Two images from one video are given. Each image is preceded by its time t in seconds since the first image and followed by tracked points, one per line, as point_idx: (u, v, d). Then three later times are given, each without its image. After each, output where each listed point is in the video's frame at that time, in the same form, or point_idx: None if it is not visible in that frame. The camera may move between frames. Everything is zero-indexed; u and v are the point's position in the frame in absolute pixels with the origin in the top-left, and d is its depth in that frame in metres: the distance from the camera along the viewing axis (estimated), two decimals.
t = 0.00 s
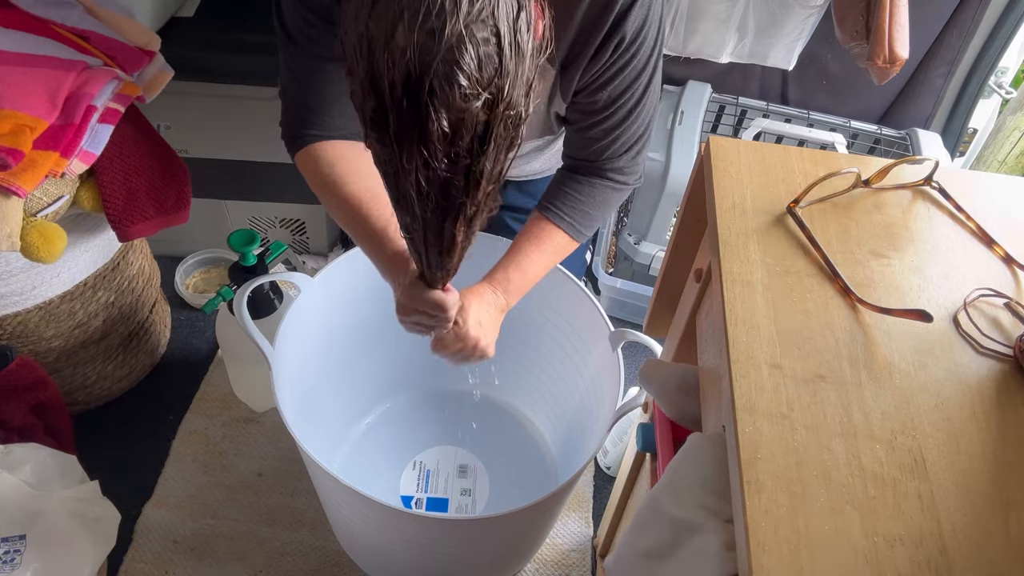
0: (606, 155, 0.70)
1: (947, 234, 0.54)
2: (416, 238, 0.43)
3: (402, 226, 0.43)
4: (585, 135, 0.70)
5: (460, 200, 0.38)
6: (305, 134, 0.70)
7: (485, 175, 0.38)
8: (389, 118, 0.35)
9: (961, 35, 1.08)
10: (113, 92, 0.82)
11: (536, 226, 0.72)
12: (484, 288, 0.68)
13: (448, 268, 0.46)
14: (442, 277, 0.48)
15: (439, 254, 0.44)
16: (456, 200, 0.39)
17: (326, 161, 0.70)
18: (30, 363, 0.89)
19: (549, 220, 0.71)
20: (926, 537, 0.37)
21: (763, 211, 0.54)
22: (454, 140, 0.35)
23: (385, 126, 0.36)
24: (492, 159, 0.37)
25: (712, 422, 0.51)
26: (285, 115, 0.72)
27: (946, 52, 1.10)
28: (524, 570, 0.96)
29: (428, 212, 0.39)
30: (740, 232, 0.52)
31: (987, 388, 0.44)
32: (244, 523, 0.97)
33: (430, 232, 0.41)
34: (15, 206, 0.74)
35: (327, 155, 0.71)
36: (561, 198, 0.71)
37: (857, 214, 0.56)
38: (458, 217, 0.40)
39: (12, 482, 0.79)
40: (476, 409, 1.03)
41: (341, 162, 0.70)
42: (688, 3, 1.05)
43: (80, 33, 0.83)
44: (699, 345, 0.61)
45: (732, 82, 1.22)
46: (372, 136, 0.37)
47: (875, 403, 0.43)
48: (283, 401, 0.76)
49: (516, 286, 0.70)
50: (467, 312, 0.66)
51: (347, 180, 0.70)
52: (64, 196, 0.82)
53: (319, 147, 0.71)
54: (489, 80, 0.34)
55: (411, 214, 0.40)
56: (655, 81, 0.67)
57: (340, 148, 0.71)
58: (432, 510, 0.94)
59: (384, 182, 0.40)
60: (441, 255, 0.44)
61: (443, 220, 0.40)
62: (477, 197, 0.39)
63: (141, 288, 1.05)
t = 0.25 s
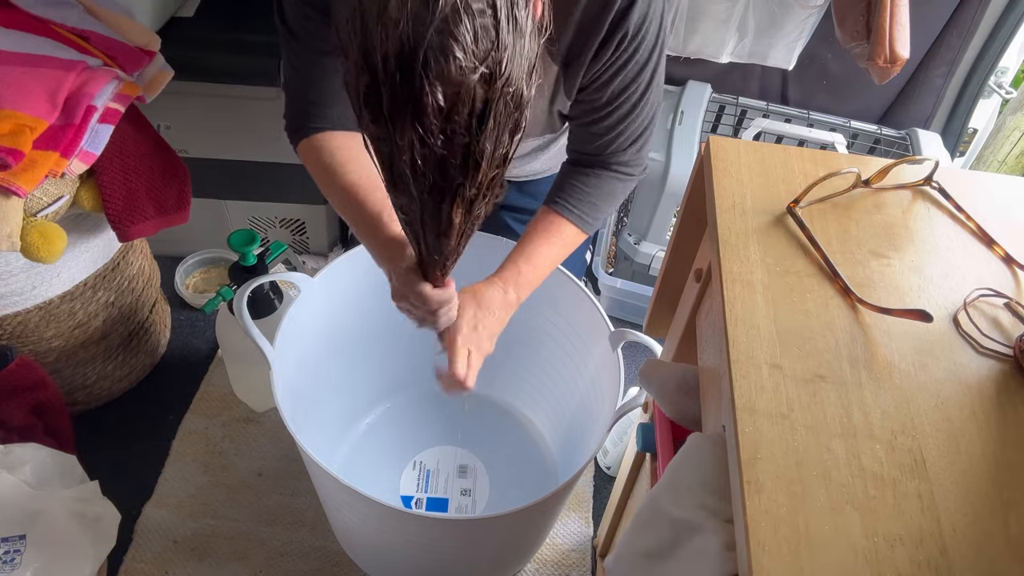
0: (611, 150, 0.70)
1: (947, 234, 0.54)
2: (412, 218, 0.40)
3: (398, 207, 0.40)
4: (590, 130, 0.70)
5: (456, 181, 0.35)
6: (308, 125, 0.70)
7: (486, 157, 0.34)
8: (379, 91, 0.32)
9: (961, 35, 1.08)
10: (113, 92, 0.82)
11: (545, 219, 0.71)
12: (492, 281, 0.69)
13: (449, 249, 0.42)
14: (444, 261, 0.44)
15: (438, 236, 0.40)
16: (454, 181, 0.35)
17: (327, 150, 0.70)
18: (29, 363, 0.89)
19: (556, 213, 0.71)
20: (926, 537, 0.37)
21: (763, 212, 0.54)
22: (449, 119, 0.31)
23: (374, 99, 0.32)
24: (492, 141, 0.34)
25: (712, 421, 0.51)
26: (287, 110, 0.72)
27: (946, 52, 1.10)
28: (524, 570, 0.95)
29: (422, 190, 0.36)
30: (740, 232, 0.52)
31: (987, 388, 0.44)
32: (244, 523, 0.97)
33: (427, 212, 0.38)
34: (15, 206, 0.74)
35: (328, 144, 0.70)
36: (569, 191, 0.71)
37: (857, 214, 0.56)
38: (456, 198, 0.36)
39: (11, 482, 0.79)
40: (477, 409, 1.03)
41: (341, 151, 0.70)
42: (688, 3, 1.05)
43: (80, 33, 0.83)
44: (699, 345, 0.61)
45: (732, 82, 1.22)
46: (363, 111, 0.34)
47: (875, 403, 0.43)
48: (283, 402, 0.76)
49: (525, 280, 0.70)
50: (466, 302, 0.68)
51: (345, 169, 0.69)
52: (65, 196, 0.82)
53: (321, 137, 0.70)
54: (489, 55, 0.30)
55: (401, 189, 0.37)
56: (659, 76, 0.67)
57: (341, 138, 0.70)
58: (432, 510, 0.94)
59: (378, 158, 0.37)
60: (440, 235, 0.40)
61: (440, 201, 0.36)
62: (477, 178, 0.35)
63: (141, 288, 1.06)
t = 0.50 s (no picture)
0: (627, 127, 0.73)
1: (947, 234, 0.54)
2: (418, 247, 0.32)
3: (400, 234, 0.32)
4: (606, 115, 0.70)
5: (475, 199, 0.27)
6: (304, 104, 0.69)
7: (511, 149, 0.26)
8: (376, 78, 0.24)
9: (961, 35, 1.08)
10: (113, 92, 0.81)
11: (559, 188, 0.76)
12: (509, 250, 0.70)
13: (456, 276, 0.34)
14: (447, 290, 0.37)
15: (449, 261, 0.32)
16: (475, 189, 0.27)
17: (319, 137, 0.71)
18: (28, 363, 0.90)
19: (573, 185, 0.77)
20: (926, 537, 0.37)
21: (763, 211, 0.54)
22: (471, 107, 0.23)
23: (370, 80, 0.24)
24: (518, 128, 0.25)
25: (712, 421, 0.51)
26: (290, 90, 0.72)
27: (946, 51, 1.10)
28: (524, 570, 0.95)
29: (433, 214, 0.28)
30: (740, 232, 0.52)
31: (987, 388, 0.44)
32: (244, 523, 0.97)
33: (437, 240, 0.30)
34: (14, 205, 0.74)
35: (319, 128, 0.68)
36: (584, 167, 0.76)
37: (857, 214, 0.56)
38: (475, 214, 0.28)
39: (11, 481, 0.79)
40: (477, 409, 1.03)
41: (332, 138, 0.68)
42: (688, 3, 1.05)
43: (80, 34, 0.83)
44: (699, 344, 0.61)
45: (732, 82, 1.22)
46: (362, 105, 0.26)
47: (875, 403, 0.43)
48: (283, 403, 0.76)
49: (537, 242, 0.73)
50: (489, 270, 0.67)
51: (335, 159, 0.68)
52: (64, 196, 0.82)
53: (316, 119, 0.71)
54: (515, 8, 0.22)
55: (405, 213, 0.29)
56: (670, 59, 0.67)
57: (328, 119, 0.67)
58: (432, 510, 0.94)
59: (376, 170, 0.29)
60: (447, 264, 0.33)
61: (455, 221, 0.28)
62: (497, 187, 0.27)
63: (141, 288, 1.06)
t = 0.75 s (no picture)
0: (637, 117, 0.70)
1: (947, 234, 0.54)
2: (499, 237, 0.37)
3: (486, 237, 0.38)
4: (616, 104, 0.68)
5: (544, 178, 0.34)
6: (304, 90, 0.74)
7: (559, 130, 0.34)
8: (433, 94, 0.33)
9: (961, 35, 1.07)
10: (113, 92, 0.81)
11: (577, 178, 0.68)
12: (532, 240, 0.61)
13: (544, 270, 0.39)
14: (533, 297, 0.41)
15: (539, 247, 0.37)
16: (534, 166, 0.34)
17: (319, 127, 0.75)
18: (29, 363, 0.90)
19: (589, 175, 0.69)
20: (926, 538, 0.37)
21: (763, 212, 0.54)
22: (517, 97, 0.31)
23: (430, 93, 0.33)
24: (562, 99, 0.33)
25: (712, 422, 0.51)
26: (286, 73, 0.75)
27: (946, 51, 1.10)
28: (524, 570, 0.95)
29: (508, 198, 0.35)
30: (740, 232, 0.52)
31: (987, 388, 0.44)
32: (244, 523, 0.97)
33: (511, 225, 0.36)
34: (15, 206, 0.74)
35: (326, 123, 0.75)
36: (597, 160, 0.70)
37: (857, 214, 0.56)
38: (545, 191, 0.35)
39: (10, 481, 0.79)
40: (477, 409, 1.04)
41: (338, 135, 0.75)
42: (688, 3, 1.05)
43: (81, 34, 0.83)
44: (699, 345, 0.61)
45: (732, 82, 1.22)
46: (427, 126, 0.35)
47: (876, 403, 0.43)
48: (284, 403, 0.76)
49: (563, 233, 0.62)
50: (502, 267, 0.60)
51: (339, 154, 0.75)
52: (64, 196, 0.82)
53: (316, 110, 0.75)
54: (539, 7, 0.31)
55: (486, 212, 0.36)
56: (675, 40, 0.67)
57: (340, 114, 0.75)
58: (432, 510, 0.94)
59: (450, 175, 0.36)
60: (528, 254, 0.38)
61: (530, 202, 0.35)
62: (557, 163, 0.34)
63: (141, 288, 1.06)
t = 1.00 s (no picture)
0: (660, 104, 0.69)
1: (947, 234, 0.54)
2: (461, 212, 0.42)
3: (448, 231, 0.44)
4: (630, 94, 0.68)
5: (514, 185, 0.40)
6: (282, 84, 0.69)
7: (537, 138, 0.38)
8: (420, 105, 0.36)
9: (961, 35, 1.07)
10: (113, 92, 0.81)
11: (607, 171, 0.71)
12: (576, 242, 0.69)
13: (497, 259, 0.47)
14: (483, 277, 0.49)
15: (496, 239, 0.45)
16: (510, 170, 0.39)
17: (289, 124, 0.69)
18: (29, 363, 0.88)
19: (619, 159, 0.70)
20: (926, 537, 0.37)
21: (763, 212, 0.54)
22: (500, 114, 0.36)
23: (413, 79, 0.35)
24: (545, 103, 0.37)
25: (712, 422, 0.51)
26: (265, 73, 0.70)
27: (946, 51, 1.10)
28: (524, 570, 0.95)
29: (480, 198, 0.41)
30: (740, 232, 0.52)
31: (987, 388, 0.44)
32: (244, 523, 0.97)
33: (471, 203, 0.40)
34: (15, 206, 0.74)
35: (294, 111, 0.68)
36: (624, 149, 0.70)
37: (857, 214, 0.56)
38: (512, 194, 0.41)
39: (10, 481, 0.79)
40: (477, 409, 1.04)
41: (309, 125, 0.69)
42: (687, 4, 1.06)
43: (80, 33, 0.83)
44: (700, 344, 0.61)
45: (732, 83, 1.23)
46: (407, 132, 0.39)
47: (876, 402, 0.43)
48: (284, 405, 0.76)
49: (603, 233, 0.70)
50: (549, 273, 0.68)
51: (304, 152, 0.69)
52: (64, 196, 0.82)
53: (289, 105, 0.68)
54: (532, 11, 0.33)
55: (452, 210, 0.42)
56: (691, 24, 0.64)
57: (314, 110, 0.69)
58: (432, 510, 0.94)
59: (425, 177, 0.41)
60: (488, 245, 0.45)
61: (491, 192, 0.39)
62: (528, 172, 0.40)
63: (141, 288, 1.06)
